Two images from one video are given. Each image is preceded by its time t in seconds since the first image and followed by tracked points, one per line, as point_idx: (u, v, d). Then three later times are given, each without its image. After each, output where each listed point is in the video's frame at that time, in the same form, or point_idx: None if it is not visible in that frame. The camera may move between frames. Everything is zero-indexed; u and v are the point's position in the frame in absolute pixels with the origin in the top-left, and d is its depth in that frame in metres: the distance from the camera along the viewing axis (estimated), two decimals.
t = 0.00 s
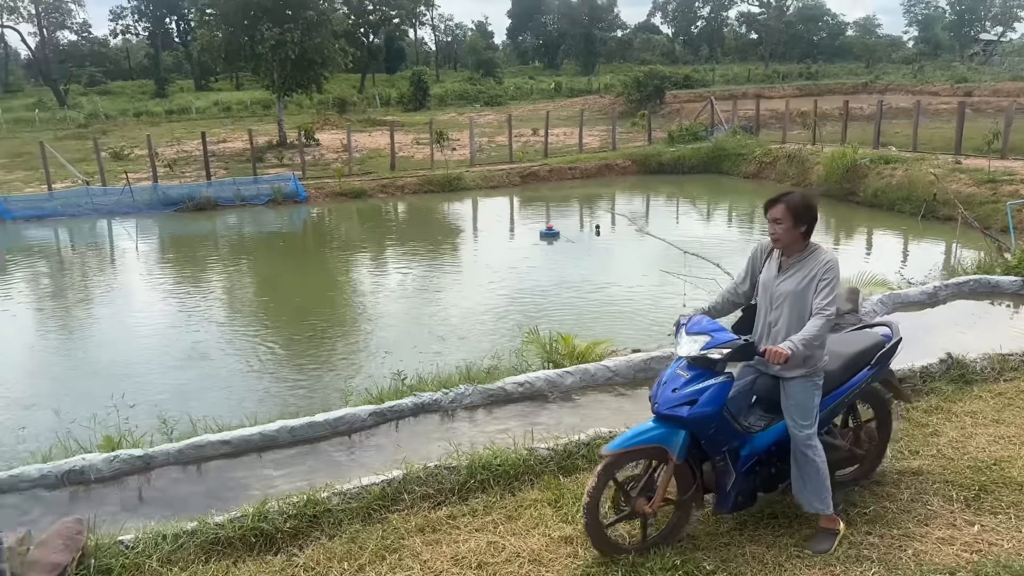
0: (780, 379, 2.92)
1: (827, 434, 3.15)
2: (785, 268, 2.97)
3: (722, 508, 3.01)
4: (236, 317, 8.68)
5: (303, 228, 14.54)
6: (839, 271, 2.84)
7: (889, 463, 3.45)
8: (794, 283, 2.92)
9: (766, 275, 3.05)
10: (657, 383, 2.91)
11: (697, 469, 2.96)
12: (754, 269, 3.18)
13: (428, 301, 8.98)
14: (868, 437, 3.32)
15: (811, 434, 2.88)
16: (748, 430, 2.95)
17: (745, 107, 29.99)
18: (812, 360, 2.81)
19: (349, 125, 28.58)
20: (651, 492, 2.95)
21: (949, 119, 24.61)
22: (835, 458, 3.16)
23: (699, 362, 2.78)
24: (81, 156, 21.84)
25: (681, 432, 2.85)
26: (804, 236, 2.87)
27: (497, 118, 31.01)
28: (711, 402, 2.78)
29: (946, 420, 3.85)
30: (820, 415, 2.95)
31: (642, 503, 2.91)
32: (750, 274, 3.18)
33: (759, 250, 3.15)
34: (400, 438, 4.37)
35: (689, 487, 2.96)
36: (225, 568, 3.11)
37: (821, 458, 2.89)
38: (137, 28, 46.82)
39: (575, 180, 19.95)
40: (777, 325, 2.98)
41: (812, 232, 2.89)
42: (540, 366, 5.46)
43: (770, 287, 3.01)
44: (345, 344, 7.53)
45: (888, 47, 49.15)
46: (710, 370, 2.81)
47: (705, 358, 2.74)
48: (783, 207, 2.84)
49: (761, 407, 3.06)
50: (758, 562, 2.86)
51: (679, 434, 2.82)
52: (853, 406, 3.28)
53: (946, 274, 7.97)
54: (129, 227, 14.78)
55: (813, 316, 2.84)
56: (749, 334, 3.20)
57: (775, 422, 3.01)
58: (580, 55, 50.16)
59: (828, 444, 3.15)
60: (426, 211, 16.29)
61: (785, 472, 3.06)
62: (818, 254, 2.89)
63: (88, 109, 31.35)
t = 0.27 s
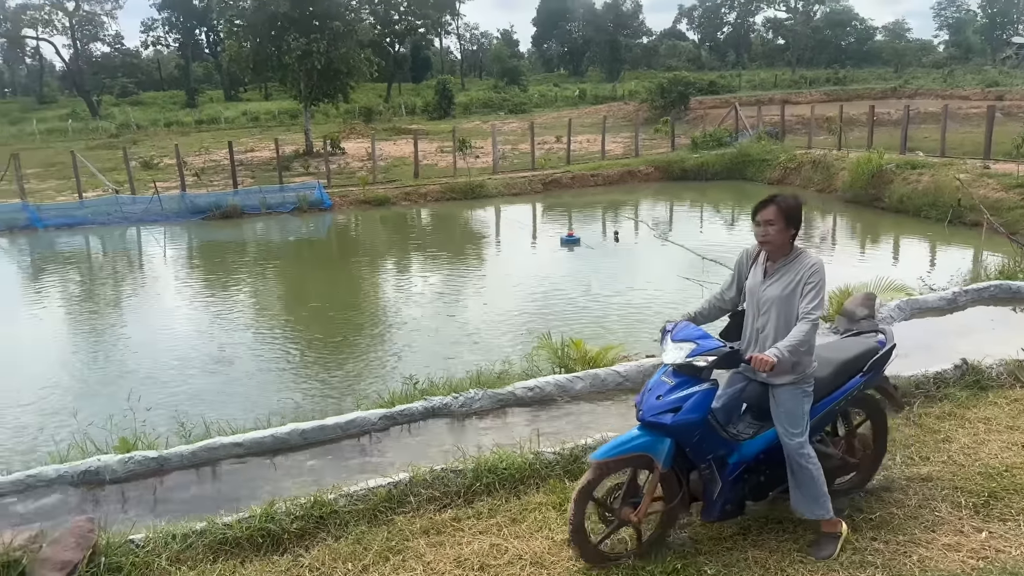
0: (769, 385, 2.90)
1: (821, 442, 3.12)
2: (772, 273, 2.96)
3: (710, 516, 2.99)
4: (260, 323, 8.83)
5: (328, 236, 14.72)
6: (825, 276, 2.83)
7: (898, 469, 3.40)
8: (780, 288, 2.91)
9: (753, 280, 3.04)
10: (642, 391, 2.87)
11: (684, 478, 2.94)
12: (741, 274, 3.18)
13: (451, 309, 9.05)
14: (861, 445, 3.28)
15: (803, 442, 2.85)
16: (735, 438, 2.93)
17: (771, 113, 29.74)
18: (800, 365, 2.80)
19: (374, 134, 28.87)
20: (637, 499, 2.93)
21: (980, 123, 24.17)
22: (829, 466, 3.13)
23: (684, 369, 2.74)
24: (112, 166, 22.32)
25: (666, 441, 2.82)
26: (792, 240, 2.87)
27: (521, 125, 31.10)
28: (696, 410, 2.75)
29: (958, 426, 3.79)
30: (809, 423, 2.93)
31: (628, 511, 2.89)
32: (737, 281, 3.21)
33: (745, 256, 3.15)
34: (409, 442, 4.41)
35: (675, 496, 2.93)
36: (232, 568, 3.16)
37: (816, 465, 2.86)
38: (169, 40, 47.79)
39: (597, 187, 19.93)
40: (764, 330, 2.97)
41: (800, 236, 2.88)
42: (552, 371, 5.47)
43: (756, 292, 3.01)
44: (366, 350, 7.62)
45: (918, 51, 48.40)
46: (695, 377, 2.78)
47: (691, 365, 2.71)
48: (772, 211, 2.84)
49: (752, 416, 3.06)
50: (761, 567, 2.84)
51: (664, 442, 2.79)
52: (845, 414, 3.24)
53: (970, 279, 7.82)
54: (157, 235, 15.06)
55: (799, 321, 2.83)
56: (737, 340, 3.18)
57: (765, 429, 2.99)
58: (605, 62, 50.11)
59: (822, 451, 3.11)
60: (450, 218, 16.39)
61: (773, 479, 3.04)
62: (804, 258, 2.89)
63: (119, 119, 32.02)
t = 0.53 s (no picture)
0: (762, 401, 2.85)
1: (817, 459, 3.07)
2: (764, 288, 2.94)
3: (702, 535, 2.95)
4: (291, 330, 8.97)
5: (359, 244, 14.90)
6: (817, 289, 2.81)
7: (923, 482, 3.34)
8: (771, 303, 2.88)
9: (745, 295, 3.01)
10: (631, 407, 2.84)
11: (675, 495, 2.92)
12: (733, 290, 3.16)
13: (480, 316, 9.10)
14: (861, 462, 3.22)
15: (797, 459, 2.79)
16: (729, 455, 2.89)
17: (803, 119, 29.39)
18: (790, 379, 2.76)
19: (405, 143, 29.16)
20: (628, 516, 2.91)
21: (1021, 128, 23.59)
22: (826, 484, 3.09)
23: (674, 385, 2.72)
24: (149, 176, 22.86)
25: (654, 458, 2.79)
26: (784, 252, 2.86)
27: (550, 133, 31.17)
28: (684, 425, 2.73)
29: (984, 438, 3.71)
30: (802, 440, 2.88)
31: (620, 529, 2.86)
32: (730, 296, 3.19)
33: (736, 272, 3.13)
34: (430, 450, 4.44)
35: (666, 513, 2.90)
36: (255, 573, 3.22)
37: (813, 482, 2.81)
38: (206, 52, 48.88)
39: (627, 194, 19.88)
40: (756, 345, 2.94)
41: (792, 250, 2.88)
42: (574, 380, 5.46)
43: (749, 307, 2.98)
44: (392, 357, 7.69)
45: (957, 54, 47.40)
46: (684, 393, 2.76)
47: (681, 380, 2.68)
48: (764, 222, 2.84)
49: (745, 431, 2.98)
50: None
51: (653, 458, 2.77)
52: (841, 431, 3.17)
53: (1004, 287, 7.64)
54: (193, 243, 15.38)
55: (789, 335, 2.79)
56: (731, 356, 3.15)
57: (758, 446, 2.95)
58: (636, 69, 49.99)
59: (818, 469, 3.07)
60: (479, 226, 16.48)
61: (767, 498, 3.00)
62: (796, 272, 2.87)
63: (157, 130, 32.79)
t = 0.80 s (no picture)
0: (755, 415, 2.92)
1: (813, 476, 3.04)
2: (757, 301, 2.97)
3: (693, 550, 3.03)
4: (334, 336, 9.18)
5: (401, 252, 15.12)
6: (809, 303, 2.83)
7: (961, 493, 3.38)
8: (764, 316, 2.92)
9: (739, 308, 3.06)
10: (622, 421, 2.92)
11: (666, 511, 2.98)
12: (729, 303, 3.19)
13: (523, 323, 9.18)
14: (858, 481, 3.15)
15: (786, 473, 2.84)
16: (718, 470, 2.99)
17: (849, 125, 28.85)
18: (780, 394, 2.81)
19: (447, 153, 29.49)
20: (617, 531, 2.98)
21: None
22: (821, 502, 3.06)
23: (661, 400, 2.79)
24: (200, 187, 23.54)
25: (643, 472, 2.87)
26: (777, 266, 2.88)
27: (590, 141, 31.18)
28: (672, 439, 2.78)
29: None
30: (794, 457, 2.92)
31: (608, 544, 2.92)
32: (727, 310, 3.21)
33: (733, 284, 3.16)
34: (467, 455, 4.51)
35: (656, 528, 2.99)
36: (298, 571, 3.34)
37: (801, 498, 2.85)
38: (254, 66, 50.17)
39: (668, 202, 19.77)
40: (749, 358, 2.99)
41: (785, 262, 2.89)
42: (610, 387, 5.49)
43: (743, 320, 3.02)
44: (432, 363, 7.81)
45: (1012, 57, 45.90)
46: (672, 407, 2.82)
47: (667, 395, 2.74)
48: (755, 237, 2.85)
49: (740, 447, 3.15)
50: None
51: (640, 473, 2.84)
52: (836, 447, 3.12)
53: None
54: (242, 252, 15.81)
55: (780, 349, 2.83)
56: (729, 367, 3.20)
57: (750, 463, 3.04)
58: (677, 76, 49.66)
59: (813, 486, 3.03)
60: (520, 234, 16.57)
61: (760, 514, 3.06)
62: (789, 285, 2.89)
63: (207, 142, 33.75)
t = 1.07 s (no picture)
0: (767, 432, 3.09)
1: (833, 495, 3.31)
2: (769, 317, 3.10)
3: (701, 566, 3.20)
4: (404, 340, 9.48)
5: (469, 259, 15.40)
6: (819, 321, 2.94)
7: None
8: (775, 333, 3.05)
9: (753, 324, 3.19)
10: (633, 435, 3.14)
11: (674, 525, 3.18)
12: (744, 316, 3.34)
13: (590, 328, 9.29)
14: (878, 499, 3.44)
15: (787, 490, 3.04)
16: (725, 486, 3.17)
17: (932, 128, 27.68)
18: (788, 410, 2.96)
19: (515, 161, 29.74)
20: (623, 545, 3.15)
21: None
22: (838, 520, 3.36)
23: (669, 414, 3.00)
24: (277, 196, 24.46)
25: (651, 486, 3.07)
26: (788, 283, 2.99)
27: (659, 148, 30.88)
28: (678, 451, 2.99)
29: None
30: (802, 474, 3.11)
31: (615, 557, 3.12)
32: (739, 324, 3.38)
33: (748, 300, 3.29)
34: (532, 457, 4.63)
35: (664, 541, 3.17)
36: (372, 562, 3.58)
37: (796, 517, 3.04)
38: (329, 79, 51.72)
39: (738, 209, 19.42)
40: (761, 374, 3.12)
41: (796, 279, 3.01)
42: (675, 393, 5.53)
43: (756, 336, 3.16)
44: (499, 367, 8.00)
45: None
46: (679, 422, 3.03)
47: (674, 409, 2.96)
48: (764, 256, 2.97)
49: (753, 463, 3.32)
50: None
51: (647, 487, 3.03)
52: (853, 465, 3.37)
53: None
54: (317, 259, 16.40)
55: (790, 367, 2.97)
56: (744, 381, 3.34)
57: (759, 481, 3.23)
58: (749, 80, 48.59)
59: (831, 507, 3.31)
60: (587, 241, 16.60)
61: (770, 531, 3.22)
62: (800, 302, 3.01)
63: (284, 153, 35.00)
